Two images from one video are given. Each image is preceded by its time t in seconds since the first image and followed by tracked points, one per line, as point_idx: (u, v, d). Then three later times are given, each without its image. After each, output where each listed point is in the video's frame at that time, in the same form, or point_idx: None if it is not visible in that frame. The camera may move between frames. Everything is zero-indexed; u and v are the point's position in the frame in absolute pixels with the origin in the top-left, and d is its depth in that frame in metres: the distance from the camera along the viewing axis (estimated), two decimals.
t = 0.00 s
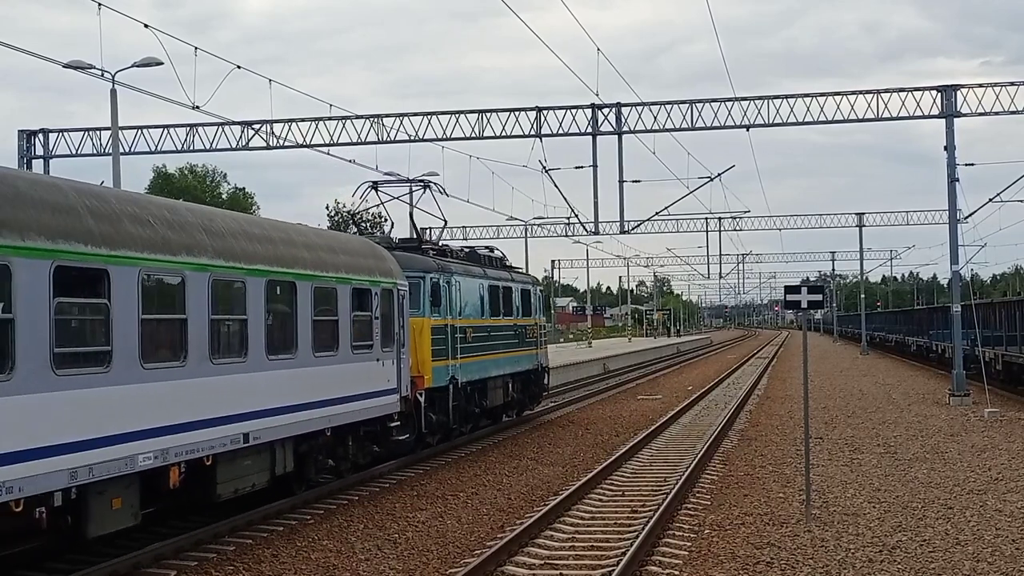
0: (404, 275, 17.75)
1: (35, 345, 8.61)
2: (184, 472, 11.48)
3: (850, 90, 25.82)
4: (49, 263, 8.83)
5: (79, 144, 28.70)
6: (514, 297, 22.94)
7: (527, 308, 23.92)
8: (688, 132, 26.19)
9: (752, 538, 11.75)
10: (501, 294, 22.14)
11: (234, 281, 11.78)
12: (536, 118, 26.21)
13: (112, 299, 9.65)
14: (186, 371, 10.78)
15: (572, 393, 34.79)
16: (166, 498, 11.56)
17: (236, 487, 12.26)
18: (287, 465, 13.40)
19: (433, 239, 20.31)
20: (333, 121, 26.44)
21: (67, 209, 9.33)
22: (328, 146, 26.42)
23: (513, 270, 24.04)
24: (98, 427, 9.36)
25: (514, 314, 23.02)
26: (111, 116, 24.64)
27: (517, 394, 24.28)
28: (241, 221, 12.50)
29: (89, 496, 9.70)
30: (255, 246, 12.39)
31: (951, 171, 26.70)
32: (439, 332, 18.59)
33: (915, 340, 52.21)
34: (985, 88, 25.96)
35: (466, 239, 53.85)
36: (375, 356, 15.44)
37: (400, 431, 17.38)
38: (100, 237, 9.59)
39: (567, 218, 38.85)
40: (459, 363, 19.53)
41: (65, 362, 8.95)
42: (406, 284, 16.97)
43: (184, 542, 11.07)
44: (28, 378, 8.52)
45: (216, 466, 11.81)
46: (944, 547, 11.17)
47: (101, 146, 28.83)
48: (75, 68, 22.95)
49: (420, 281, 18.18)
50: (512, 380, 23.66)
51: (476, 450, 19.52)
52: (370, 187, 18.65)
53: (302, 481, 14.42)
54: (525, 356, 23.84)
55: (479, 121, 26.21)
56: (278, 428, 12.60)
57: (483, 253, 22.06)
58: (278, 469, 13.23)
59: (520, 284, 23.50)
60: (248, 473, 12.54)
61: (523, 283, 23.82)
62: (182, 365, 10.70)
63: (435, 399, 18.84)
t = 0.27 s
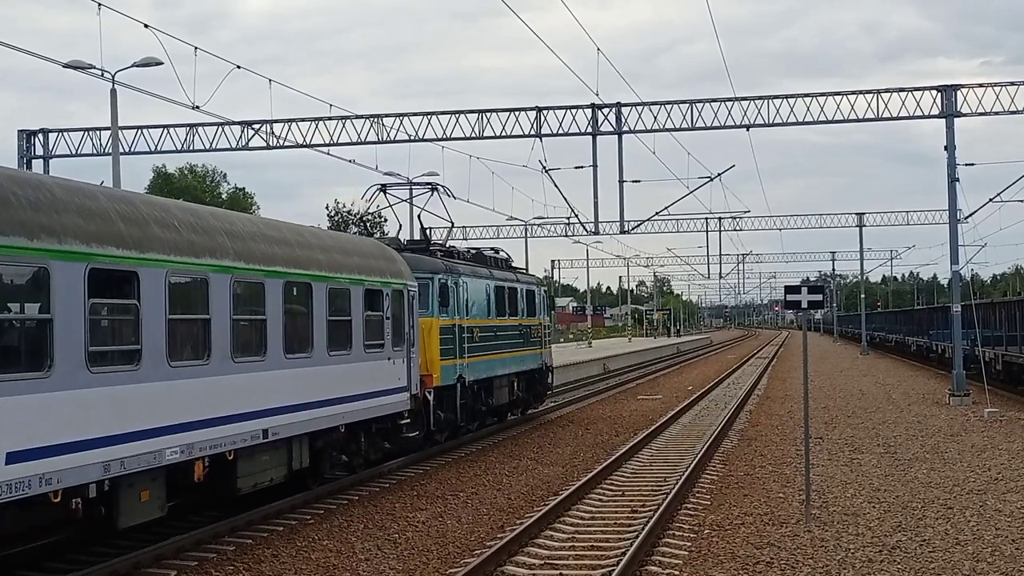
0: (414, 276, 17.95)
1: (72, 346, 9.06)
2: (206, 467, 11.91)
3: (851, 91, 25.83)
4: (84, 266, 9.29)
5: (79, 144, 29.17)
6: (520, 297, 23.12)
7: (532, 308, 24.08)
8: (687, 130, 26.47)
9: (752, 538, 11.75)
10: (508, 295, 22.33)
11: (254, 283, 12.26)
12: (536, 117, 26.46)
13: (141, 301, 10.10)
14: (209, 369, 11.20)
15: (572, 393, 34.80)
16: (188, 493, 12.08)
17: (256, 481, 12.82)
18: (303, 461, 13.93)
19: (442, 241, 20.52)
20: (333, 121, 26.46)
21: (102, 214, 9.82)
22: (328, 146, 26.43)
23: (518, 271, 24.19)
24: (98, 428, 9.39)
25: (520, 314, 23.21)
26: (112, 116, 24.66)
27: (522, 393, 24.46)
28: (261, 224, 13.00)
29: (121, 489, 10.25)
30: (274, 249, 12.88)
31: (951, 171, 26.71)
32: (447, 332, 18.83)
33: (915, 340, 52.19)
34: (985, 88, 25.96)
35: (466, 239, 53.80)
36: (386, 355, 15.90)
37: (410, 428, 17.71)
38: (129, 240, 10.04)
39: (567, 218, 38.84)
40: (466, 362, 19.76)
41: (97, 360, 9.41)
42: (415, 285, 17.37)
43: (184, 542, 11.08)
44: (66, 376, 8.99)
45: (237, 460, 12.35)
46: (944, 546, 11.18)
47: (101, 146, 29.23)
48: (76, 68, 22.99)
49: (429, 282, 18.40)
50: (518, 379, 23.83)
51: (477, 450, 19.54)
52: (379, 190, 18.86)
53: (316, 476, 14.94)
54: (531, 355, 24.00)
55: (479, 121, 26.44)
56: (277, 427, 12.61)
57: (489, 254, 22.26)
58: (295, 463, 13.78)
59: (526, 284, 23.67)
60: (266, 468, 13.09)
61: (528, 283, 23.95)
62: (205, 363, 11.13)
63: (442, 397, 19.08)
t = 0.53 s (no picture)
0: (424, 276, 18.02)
1: (106, 346, 9.54)
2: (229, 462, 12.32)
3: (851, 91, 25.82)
4: (118, 268, 9.77)
5: (80, 144, 29.14)
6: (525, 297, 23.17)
7: (537, 308, 24.11)
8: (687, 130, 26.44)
9: (752, 538, 11.74)
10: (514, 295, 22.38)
11: (272, 284, 12.65)
12: (537, 118, 26.42)
13: (169, 302, 10.57)
14: (232, 367, 11.65)
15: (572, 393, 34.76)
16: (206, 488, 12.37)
17: (273, 475, 13.16)
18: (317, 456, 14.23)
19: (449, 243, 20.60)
20: (333, 121, 26.45)
21: (130, 219, 10.26)
22: (328, 146, 26.43)
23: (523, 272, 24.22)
24: (97, 427, 9.39)
25: (526, 314, 23.25)
26: (112, 116, 24.65)
27: (527, 392, 24.49)
28: (280, 228, 13.42)
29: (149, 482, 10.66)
30: (292, 251, 13.29)
31: (951, 171, 26.71)
32: (455, 332, 18.91)
33: (915, 340, 52.16)
34: (986, 88, 25.94)
35: (466, 239, 53.74)
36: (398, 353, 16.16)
37: (420, 425, 17.86)
38: (157, 244, 10.50)
39: (567, 218, 38.81)
40: (474, 361, 19.85)
41: (129, 358, 9.89)
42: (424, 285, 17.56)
43: (184, 543, 11.08)
44: (101, 374, 9.46)
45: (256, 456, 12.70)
46: (944, 546, 11.18)
47: (101, 146, 29.16)
48: (76, 68, 22.98)
49: (437, 283, 18.48)
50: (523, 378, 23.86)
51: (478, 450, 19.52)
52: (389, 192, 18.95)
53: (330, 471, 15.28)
54: (536, 355, 24.04)
55: (479, 121, 26.42)
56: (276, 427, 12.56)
57: (495, 256, 22.32)
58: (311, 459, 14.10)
59: (531, 284, 23.70)
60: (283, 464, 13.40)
61: (533, 284, 23.96)
62: (227, 361, 11.57)
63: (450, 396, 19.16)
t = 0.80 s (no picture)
0: (432, 277, 18.07)
1: (139, 345, 9.98)
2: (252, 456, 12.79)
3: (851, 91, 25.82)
4: (148, 270, 10.18)
5: (80, 144, 29.43)
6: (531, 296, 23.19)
7: (542, 307, 24.13)
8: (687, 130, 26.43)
9: (752, 538, 11.74)
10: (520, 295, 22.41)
11: (292, 285, 12.96)
12: (536, 118, 26.47)
13: (196, 303, 10.97)
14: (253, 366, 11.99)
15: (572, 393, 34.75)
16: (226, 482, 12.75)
17: (292, 470, 13.52)
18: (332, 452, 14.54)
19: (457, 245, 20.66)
20: (333, 121, 26.45)
21: (158, 223, 10.64)
22: (328, 146, 26.44)
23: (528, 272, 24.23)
24: (95, 427, 9.32)
25: (532, 313, 23.28)
26: (112, 116, 24.65)
27: (532, 390, 24.52)
28: (299, 232, 13.76)
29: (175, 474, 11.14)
30: (312, 254, 13.62)
31: (951, 171, 26.70)
32: (463, 331, 18.96)
33: (915, 340, 52.14)
34: (985, 88, 25.93)
35: (467, 239, 53.72)
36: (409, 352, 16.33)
37: (430, 423, 17.95)
38: (185, 247, 10.89)
39: (567, 218, 38.80)
40: (481, 360, 19.90)
41: (160, 356, 10.34)
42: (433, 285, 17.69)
43: (184, 543, 11.08)
44: (101, 373, 9.44)
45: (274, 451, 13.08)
46: (944, 547, 11.18)
47: (100, 146, 29.44)
48: (75, 68, 22.97)
49: (446, 284, 18.54)
50: (528, 377, 23.88)
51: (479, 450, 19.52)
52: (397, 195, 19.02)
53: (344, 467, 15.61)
54: (541, 354, 24.06)
55: (478, 121, 26.49)
56: (276, 428, 12.44)
57: (501, 257, 22.36)
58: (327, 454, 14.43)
59: (536, 284, 23.72)
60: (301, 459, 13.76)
61: (538, 284, 23.97)
62: (250, 360, 11.92)
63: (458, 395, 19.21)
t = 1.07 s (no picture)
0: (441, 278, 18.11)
1: (169, 341, 10.19)
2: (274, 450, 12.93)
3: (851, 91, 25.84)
4: (176, 273, 10.36)
5: (79, 144, 29.53)
6: (536, 297, 23.20)
7: (546, 308, 24.13)
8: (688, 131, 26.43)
9: (752, 538, 11.75)
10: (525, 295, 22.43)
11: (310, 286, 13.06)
12: (537, 118, 26.49)
13: (220, 303, 11.08)
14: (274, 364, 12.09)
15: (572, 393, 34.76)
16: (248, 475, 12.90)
17: (309, 465, 13.61)
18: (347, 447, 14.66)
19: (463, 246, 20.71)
20: (333, 121, 26.47)
21: (183, 226, 10.76)
22: (328, 146, 26.45)
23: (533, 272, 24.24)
24: (104, 425, 9.20)
25: (536, 314, 23.29)
26: (112, 116, 24.65)
27: (535, 390, 24.52)
28: (317, 234, 13.85)
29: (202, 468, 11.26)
30: (330, 256, 13.72)
31: (951, 171, 26.70)
32: (471, 331, 19.00)
33: (914, 340, 52.14)
34: (985, 88, 25.92)
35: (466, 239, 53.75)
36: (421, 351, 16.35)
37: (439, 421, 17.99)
38: (210, 249, 11.02)
39: (566, 218, 38.82)
40: (489, 359, 19.94)
41: (188, 355, 10.48)
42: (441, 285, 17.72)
43: (184, 543, 11.08)
44: (120, 373, 9.44)
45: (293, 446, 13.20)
46: (944, 546, 11.18)
47: (100, 146, 29.60)
48: (76, 68, 22.98)
49: (454, 284, 18.58)
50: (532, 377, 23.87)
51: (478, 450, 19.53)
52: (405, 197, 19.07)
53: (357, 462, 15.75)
54: (545, 354, 24.07)
55: (479, 121, 26.51)
56: (277, 428, 12.11)
57: (506, 258, 22.38)
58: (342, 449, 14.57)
59: (540, 284, 23.72)
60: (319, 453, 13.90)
61: (542, 285, 23.98)
62: (271, 358, 12.01)
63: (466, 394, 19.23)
